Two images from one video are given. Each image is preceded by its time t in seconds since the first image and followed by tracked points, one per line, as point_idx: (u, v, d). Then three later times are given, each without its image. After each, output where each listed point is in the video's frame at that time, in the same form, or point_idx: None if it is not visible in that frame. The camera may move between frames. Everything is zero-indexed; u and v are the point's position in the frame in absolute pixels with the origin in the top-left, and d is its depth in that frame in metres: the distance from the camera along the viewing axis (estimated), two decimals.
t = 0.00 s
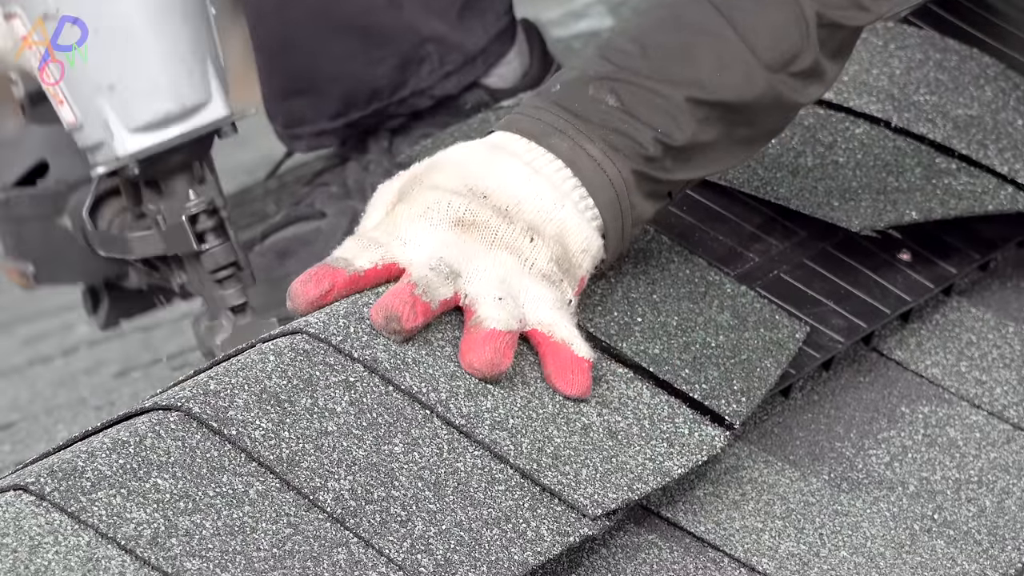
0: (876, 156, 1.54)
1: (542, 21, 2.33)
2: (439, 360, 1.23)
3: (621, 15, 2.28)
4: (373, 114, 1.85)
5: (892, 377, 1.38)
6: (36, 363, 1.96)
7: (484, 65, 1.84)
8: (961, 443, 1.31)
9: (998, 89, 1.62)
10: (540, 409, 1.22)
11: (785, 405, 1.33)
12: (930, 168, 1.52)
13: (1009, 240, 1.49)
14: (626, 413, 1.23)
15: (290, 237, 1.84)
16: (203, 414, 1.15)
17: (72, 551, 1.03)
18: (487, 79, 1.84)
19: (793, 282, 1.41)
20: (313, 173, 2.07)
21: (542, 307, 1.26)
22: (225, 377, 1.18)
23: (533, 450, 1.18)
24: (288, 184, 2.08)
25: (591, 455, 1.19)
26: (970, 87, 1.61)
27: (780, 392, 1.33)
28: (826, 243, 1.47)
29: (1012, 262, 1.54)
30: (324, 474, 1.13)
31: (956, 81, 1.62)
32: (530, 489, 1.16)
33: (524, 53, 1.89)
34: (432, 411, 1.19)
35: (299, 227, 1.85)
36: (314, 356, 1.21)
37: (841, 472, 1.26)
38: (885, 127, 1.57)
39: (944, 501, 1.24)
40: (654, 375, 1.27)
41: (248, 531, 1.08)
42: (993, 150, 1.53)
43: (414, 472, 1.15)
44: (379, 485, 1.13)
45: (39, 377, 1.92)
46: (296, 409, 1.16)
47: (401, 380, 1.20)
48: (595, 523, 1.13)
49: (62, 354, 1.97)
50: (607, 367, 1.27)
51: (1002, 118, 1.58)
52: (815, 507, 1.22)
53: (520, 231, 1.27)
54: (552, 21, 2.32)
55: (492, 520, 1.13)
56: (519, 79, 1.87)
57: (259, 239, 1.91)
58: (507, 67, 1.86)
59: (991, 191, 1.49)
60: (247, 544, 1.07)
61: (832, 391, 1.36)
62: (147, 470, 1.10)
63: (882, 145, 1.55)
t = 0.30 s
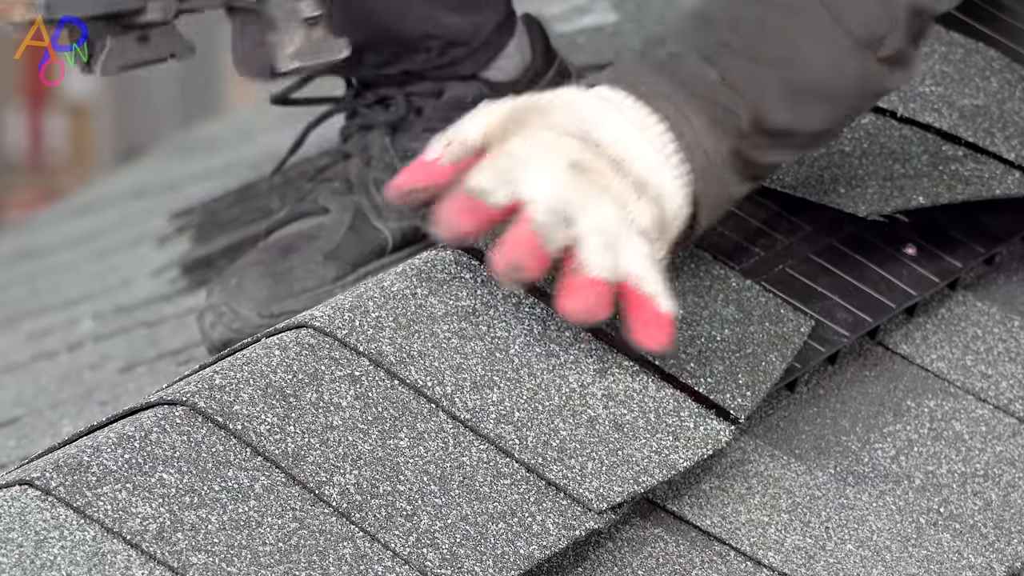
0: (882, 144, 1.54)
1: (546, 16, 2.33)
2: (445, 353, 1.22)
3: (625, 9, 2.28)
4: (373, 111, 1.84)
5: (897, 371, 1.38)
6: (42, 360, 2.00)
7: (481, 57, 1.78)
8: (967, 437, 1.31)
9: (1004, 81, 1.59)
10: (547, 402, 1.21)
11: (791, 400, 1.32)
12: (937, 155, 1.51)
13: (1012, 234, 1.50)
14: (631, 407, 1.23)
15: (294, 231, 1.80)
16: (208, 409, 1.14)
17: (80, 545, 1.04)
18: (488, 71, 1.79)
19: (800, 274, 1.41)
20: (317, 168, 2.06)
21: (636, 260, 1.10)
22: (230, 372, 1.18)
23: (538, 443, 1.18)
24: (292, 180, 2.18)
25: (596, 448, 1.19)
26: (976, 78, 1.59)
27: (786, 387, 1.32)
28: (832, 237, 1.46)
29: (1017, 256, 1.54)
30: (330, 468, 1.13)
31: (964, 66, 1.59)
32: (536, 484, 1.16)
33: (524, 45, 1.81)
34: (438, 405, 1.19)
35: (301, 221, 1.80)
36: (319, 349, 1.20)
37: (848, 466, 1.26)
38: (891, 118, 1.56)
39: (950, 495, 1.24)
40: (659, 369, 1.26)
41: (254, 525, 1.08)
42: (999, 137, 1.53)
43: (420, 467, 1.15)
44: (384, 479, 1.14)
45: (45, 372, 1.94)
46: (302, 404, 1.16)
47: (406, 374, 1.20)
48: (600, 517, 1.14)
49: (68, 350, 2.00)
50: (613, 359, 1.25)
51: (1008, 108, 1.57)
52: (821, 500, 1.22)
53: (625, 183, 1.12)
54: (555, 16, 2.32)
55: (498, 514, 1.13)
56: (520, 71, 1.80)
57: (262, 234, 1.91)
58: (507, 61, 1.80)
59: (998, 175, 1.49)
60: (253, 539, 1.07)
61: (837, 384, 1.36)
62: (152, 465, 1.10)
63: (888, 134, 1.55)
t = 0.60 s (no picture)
0: (883, 141, 1.51)
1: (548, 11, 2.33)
2: (447, 346, 1.23)
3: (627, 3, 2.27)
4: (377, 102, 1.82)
5: (899, 364, 1.37)
6: (47, 354, 2.00)
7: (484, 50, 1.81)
8: (969, 429, 1.31)
9: (1006, 74, 1.60)
10: (550, 395, 1.21)
11: (794, 392, 1.32)
12: (938, 153, 1.50)
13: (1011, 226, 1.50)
14: (635, 401, 1.22)
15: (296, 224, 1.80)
16: (211, 404, 1.15)
17: (85, 540, 1.04)
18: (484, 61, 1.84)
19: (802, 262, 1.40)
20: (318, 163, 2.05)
21: (766, 228, 1.34)
22: (233, 366, 1.18)
23: (541, 437, 1.18)
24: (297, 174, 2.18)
25: (600, 441, 1.19)
26: (979, 73, 1.60)
27: (788, 379, 1.32)
28: (835, 231, 1.45)
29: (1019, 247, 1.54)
30: (333, 463, 1.13)
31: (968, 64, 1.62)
32: (539, 478, 1.16)
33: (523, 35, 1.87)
34: (441, 399, 1.19)
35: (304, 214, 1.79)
36: (321, 344, 1.20)
37: (850, 458, 1.26)
38: (892, 113, 1.55)
39: (953, 487, 1.24)
40: (661, 362, 1.25)
41: (257, 520, 1.09)
42: (1000, 134, 1.52)
43: (423, 462, 1.15)
44: (387, 474, 1.14)
45: (49, 367, 1.94)
46: (304, 398, 1.17)
47: (408, 368, 1.21)
48: (604, 512, 1.14)
49: (71, 345, 2.00)
50: (615, 353, 1.25)
51: (1010, 103, 1.56)
52: (824, 493, 1.22)
53: (731, 153, 1.36)
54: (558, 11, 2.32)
55: (500, 509, 1.14)
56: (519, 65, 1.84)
57: (265, 230, 1.91)
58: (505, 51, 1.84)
59: (999, 175, 1.48)
60: (256, 533, 1.08)
61: (840, 376, 1.35)
62: (155, 460, 1.11)
63: (889, 129, 1.53)
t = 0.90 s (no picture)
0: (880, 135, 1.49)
1: None
2: (446, 340, 1.23)
3: None
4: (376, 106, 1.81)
5: (897, 356, 1.37)
6: (48, 349, 2.00)
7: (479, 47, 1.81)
8: (966, 420, 1.31)
9: (1002, 67, 1.51)
10: (549, 387, 1.22)
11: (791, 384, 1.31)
12: (932, 146, 1.48)
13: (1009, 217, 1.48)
14: (634, 394, 1.23)
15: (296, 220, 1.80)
16: (210, 398, 1.15)
17: (86, 533, 1.05)
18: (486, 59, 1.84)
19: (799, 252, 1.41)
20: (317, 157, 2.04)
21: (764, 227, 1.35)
22: (232, 360, 1.18)
23: (540, 430, 1.19)
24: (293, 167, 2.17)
25: (599, 433, 1.20)
26: (973, 65, 1.51)
27: (786, 372, 1.32)
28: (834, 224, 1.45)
29: (1015, 240, 1.52)
30: (332, 456, 1.14)
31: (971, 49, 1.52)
32: (538, 470, 1.17)
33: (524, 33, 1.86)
34: (439, 392, 1.20)
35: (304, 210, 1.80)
36: (319, 338, 1.21)
37: (848, 450, 1.26)
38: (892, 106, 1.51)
39: (950, 478, 1.25)
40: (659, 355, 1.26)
41: (257, 513, 1.09)
42: (995, 127, 1.48)
43: (423, 454, 1.16)
44: (386, 467, 1.14)
45: (50, 362, 1.94)
46: (303, 392, 1.17)
47: (407, 362, 1.21)
48: (603, 504, 1.15)
49: (72, 340, 2.01)
50: (615, 345, 1.25)
51: (1005, 96, 1.49)
52: (821, 485, 1.22)
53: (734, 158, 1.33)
54: None
55: (499, 501, 1.14)
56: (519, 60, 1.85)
57: (264, 225, 1.91)
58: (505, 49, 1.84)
59: (994, 168, 1.47)
60: (256, 527, 1.08)
61: (837, 369, 1.35)
62: (155, 454, 1.11)
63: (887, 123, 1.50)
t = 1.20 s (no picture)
0: (867, 131, 1.54)
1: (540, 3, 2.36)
2: (444, 333, 1.25)
3: None
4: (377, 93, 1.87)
5: (885, 347, 1.40)
6: (52, 342, 2.02)
7: (486, 39, 1.92)
8: (954, 410, 1.33)
9: (987, 67, 1.63)
10: (544, 379, 1.24)
11: (782, 375, 1.35)
12: (921, 143, 1.51)
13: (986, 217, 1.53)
14: (627, 387, 1.25)
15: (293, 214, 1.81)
16: (211, 391, 1.18)
17: (89, 525, 1.06)
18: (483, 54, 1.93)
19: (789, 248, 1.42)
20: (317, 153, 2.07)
21: (751, 226, 1.39)
22: (233, 354, 1.21)
23: (536, 422, 1.21)
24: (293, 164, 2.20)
25: (593, 425, 1.22)
26: (961, 65, 1.63)
27: (777, 363, 1.35)
28: (820, 218, 1.48)
29: (1002, 233, 1.58)
30: (329, 449, 1.16)
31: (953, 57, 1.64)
32: (533, 461, 1.18)
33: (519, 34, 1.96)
34: (436, 384, 1.22)
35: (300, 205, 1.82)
36: (319, 332, 1.23)
37: (837, 440, 1.28)
38: (877, 104, 1.57)
39: (939, 467, 1.27)
40: (652, 347, 1.28)
41: (256, 504, 1.11)
42: (982, 124, 1.53)
43: (419, 445, 1.18)
44: (384, 458, 1.16)
45: (54, 355, 1.96)
46: (302, 385, 1.19)
47: (405, 355, 1.23)
48: (597, 493, 1.16)
49: (75, 333, 2.03)
50: (609, 338, 1.27)
51: (991, 94, 1.59)
52: (812, 474, 1.24)
53: (717, 160, 1.42)
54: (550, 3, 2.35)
55: (495, 492, 1.16)
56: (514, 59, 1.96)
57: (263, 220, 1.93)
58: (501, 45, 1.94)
59: (981, 164, 1.48)
60: (255, 517, 1.10)
61: (827, 360, 1.38)
62: (156, 446, 1.13)
63: (873, 120, 1.55)
